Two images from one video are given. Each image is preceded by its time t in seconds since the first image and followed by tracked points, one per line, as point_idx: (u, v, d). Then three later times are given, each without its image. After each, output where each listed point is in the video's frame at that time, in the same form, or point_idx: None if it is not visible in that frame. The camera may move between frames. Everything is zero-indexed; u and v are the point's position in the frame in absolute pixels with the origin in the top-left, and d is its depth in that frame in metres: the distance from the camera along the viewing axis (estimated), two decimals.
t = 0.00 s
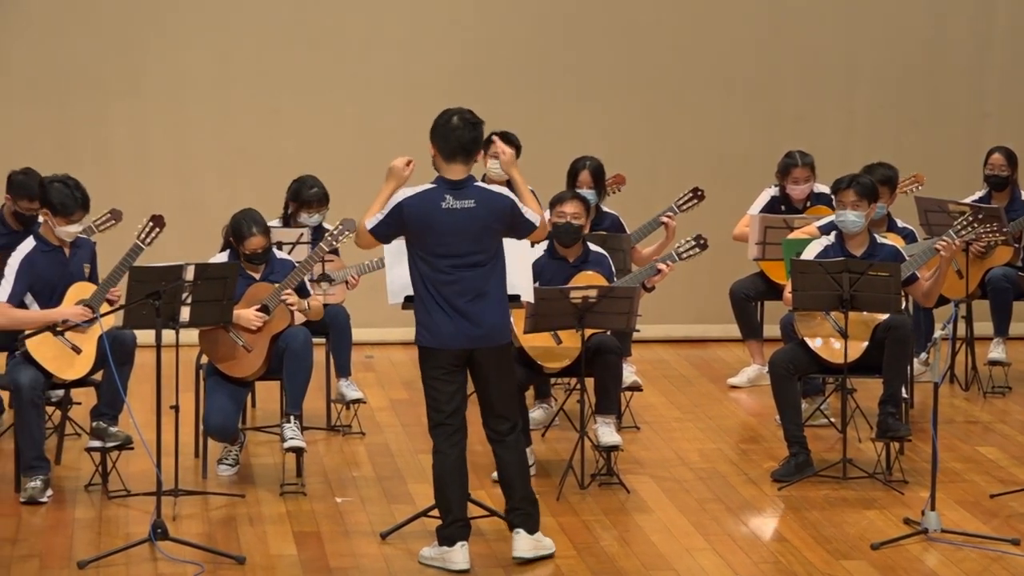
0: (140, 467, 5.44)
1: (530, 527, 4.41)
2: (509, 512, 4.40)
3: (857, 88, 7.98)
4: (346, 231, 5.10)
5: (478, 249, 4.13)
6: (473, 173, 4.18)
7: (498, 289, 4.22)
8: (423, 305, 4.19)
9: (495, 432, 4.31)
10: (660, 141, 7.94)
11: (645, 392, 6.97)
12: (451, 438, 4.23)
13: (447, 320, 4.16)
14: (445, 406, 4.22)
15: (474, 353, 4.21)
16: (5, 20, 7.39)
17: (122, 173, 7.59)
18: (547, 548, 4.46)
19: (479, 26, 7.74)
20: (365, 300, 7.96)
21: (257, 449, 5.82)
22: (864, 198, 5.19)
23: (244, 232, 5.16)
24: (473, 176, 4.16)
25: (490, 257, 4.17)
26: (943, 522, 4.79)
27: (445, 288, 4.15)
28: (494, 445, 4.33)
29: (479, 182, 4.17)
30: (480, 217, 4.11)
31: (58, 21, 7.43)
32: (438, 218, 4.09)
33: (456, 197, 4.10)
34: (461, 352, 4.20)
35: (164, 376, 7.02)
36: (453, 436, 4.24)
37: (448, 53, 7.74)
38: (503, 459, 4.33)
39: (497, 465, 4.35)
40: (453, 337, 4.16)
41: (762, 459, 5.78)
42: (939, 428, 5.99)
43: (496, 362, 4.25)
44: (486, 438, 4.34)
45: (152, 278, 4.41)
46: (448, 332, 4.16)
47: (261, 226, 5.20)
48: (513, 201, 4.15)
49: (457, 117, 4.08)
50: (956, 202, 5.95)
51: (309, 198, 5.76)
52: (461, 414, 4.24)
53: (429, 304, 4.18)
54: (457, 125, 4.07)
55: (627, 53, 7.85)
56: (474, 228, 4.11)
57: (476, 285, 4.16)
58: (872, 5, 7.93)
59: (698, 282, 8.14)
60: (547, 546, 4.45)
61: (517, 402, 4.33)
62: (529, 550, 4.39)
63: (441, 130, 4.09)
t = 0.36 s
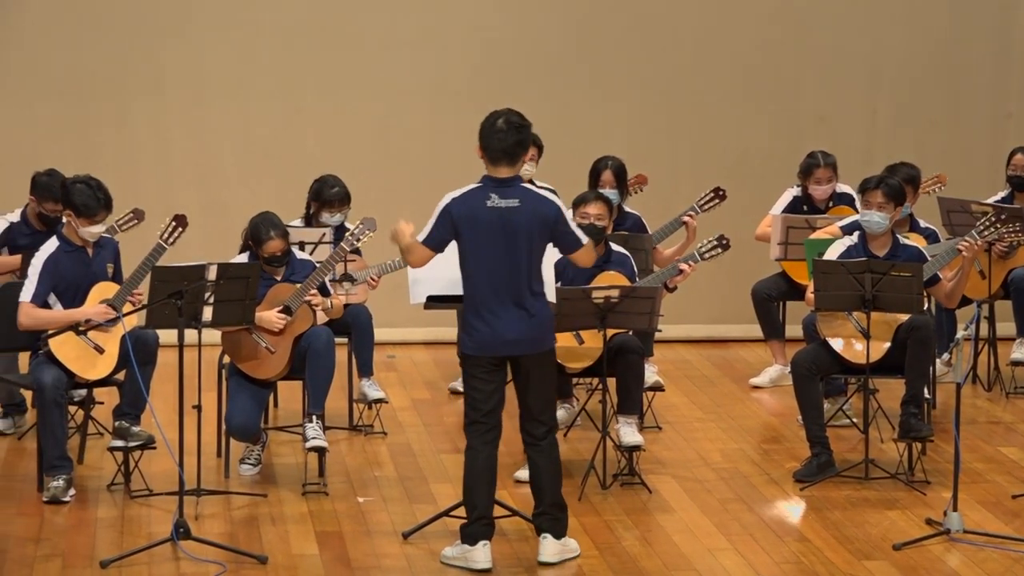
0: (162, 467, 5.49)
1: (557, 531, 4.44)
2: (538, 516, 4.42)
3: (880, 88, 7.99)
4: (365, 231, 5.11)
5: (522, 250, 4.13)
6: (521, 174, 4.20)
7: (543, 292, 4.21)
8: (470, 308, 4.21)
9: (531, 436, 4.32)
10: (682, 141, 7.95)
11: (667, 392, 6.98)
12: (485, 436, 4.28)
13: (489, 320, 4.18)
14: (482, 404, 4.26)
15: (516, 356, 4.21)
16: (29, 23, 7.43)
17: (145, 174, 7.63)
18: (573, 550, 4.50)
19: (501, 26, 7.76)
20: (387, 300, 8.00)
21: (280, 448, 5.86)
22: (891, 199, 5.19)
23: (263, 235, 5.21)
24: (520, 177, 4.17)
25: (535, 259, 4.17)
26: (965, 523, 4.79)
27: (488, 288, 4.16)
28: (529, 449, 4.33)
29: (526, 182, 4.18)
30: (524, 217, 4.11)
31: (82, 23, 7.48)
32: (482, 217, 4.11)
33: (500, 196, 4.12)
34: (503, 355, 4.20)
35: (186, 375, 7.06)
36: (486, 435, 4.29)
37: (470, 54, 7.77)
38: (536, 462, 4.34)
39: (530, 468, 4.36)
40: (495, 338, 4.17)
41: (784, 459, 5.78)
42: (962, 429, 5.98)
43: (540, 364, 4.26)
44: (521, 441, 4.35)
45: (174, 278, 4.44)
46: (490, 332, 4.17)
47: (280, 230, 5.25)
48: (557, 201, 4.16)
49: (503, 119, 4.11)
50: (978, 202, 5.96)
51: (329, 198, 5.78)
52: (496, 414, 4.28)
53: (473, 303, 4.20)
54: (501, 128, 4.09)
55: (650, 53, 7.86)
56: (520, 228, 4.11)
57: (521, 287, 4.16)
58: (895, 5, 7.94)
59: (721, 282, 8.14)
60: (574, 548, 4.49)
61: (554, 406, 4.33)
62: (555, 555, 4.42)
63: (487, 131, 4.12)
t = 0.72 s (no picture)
0: (188, 466, 5.53)
1: (583, 531, 4.44)
2: (567, 515, 4.42)
3: (906, 87, 7.97)
4: (393, 231, 5.15)
5: (585, 251, 4.15)
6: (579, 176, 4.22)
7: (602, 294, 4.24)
8: (530, 307, 4.22)
9: (575, 435, 4.33)
10: (708, 141, 7.95)
11: (692, 392, 6.97)
12: (530, 434, 4.32)
13: (548, 320, 4.18)
14: (530, 405, 4.30)
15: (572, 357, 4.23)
16: (58, 25, 7.50)
17: (171, 176, 7.68)
18: (598, 551, 4.50)
19: (528, 27, 7.78)
20: (412, 300, 8.03)
21: (305, 448, 5.89)
22: (914, 199, 5.17)
23: (288, 222, 5.23)
24: (580, 179, 4.20)
25: (596, 260, 4.19)
26: (992, 523, 4.78)
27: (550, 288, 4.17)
28: (570, 448, 4.35)
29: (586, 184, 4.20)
30: (587, 218, 4.13)
31: (108, 25, 7.53)
32: (545, 217, 4.12)
33: (562, 197, 4.14)
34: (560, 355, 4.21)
35: (211, 375, 7.10)
36: (530, 433, 4.33)
37: (496, 55, 7.79)
38: (576, 462, 4.35)
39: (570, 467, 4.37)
40: (554, 338, 4.18)
41: (810, 459, 5.77)
42: (988, 430, 5.96)
43: (579, 364, 4.28)
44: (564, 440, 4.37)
45: (200, 278, 4.47)
46: (549, 332, 4.18)
47: (305, 217, 5.27)
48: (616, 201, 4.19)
49: (561, 123, 4.10)
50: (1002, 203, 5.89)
51: (351, 196, 5.80)
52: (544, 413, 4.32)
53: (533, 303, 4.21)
54: (558, 132, 4.09)
55: (676, 53, 7.86)
56: (581, 228, 4.13)
57: (582, 288, 4.18)
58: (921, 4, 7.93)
59: (746, 283, 8.13)
60: (599, 548, 4.48)
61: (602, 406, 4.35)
62: (581, 555, 4.41)
63: (546, 135, 4.12)
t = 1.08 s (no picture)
0: (215, 466, 5.59)
1: (610, 532, 4.43)
2: (593, 515, 4.43)
3: (933, 88, 7.97)
4: (422, 232, 5.16)
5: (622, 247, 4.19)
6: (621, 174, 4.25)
7: (636, 290, 4.27)
8: (563, 299, 4.26)
9: (602, 435, 4.34)
10: (734, 142, 7.95)
11: (718, 392, 6.98)
12: (571, 428, 4.34)
13: (580, 312, 4.22)
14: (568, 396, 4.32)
15: (602, 351, 4.26)
16: (87, 28, 7.57)
17: (199, 177, 7.74)
18: (625, 550, 4.51)
19: (554, 28, 7.80)
20: (438, 301, 8.07)
21: (331, 448, 5.94)
22: (935, 198, 5.18)
23: (320, 212, 5.31)
24: (621, 177, 4.23)
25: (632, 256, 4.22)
26: (1018, 525, 4.78)
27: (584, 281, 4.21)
28: (598, 447, 4.36)
29: (627, 182, 4.24)
30: (625, 215, 4.17)
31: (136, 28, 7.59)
32: (584, 211, 4.16)
33: (602, 193, 4.18)
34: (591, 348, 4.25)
35: (238, 375, 7.16)
36: (573, 427, 4.34)
37: (523, 56, 7.82)
38: (604, 461, 4.36)
39: (597, 466, 4.37)
40: (585, 330, 4.22)
41: (836, 460, 5.78)
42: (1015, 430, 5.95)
43: (613, 362, 4.28)
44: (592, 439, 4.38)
45: (227, 277, 4.52)
46: (581, 324, 4.22)
47: (338, 210, 5.34)
48: (654, 201, 4.23)
49: (603, 117, 4.14)
50: None
51: (377, 193, 5.83)
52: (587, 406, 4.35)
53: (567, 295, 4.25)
54: (600, 126, 4.13)
55: (702, 54, 7.87)
56: (617, 225, 4.17)
57: (616, 282, 4.22)
58: (949, 5, 7.92)
59: (773, 283, 8.14)
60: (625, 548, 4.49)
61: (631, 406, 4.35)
62: (607, 555, 4.41)
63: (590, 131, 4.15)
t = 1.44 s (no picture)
0: (239, 465, 5.63)
1: (633, 531, 4.45)
2: (616, 515, 4.43)
3: (958, 88, 7.95)
4: (446, 232, 5.17)
5: (635, 244, 4.19)
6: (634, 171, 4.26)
7: (652, 288, 4.26)
8: (578, 297, 4.27)
9: (619, 434, 4.35)
10: (758, 142, 7.95)
11: (742, 393, 6.98)
12: (573, 425, 4.35)
13: (594, 310, 4.23)
14: (570, 397, 4.33)
15: (617, 349, 4.26)
16: (114, 30, 7.63)
17: (224, 179, 7.79)
18: (649, 551, 4.51)
19: (578, 29, 7.81)
20: (462, 301, 8.10)
21: (355, 447, 5.97)
22: (960, 198, 5.16)
23: (348, 212, 5.33)
24: (634, 174, 4.25)
25: (646, 253, 4.21)
26: None
27: (598, 278, 4.23)
28: (616, 447, 4.37)
29: (639, 179, 4.25)
30: (637, 210, 4.17)
31: (161, 30, 7.64)
32: (596, 208, 4.18)
33: (614, 189, 4.19)
34: (606, 346, 4.25)
35: (262, 375, 7.21)
36: (574, 423, 4.36)
37: (546, 57, 7.83)
38: (623, 460, 4.37)
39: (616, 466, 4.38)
40: (599, 328, 4.22)
41: (860, 460, 5.77)
42: None
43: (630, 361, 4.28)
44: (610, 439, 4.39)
45: (252, 278, 4.55)
46: (595, 321, 4.22)
47: (366, 209, 5.36)
48: (667, 199, 4.19)
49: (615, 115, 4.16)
50: None
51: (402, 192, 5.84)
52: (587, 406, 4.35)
53: (582, 293, 4.26)
54: (612, 124, 4.15)
55: (726, 54, 7.86)
56: (628, 223, 4.17)
57: (630, 279, 4.22)
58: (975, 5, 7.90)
59: (797, 283, 8.13)
60: (649, 549, 4.49)
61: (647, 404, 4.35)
62: (631, 555, 4.42)
63: (602, 130, 4.17)
